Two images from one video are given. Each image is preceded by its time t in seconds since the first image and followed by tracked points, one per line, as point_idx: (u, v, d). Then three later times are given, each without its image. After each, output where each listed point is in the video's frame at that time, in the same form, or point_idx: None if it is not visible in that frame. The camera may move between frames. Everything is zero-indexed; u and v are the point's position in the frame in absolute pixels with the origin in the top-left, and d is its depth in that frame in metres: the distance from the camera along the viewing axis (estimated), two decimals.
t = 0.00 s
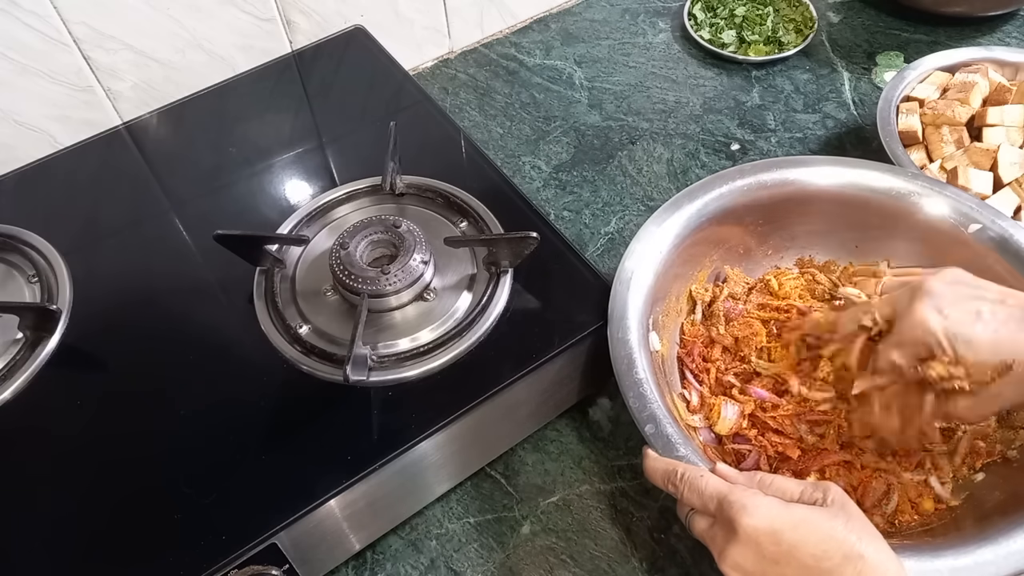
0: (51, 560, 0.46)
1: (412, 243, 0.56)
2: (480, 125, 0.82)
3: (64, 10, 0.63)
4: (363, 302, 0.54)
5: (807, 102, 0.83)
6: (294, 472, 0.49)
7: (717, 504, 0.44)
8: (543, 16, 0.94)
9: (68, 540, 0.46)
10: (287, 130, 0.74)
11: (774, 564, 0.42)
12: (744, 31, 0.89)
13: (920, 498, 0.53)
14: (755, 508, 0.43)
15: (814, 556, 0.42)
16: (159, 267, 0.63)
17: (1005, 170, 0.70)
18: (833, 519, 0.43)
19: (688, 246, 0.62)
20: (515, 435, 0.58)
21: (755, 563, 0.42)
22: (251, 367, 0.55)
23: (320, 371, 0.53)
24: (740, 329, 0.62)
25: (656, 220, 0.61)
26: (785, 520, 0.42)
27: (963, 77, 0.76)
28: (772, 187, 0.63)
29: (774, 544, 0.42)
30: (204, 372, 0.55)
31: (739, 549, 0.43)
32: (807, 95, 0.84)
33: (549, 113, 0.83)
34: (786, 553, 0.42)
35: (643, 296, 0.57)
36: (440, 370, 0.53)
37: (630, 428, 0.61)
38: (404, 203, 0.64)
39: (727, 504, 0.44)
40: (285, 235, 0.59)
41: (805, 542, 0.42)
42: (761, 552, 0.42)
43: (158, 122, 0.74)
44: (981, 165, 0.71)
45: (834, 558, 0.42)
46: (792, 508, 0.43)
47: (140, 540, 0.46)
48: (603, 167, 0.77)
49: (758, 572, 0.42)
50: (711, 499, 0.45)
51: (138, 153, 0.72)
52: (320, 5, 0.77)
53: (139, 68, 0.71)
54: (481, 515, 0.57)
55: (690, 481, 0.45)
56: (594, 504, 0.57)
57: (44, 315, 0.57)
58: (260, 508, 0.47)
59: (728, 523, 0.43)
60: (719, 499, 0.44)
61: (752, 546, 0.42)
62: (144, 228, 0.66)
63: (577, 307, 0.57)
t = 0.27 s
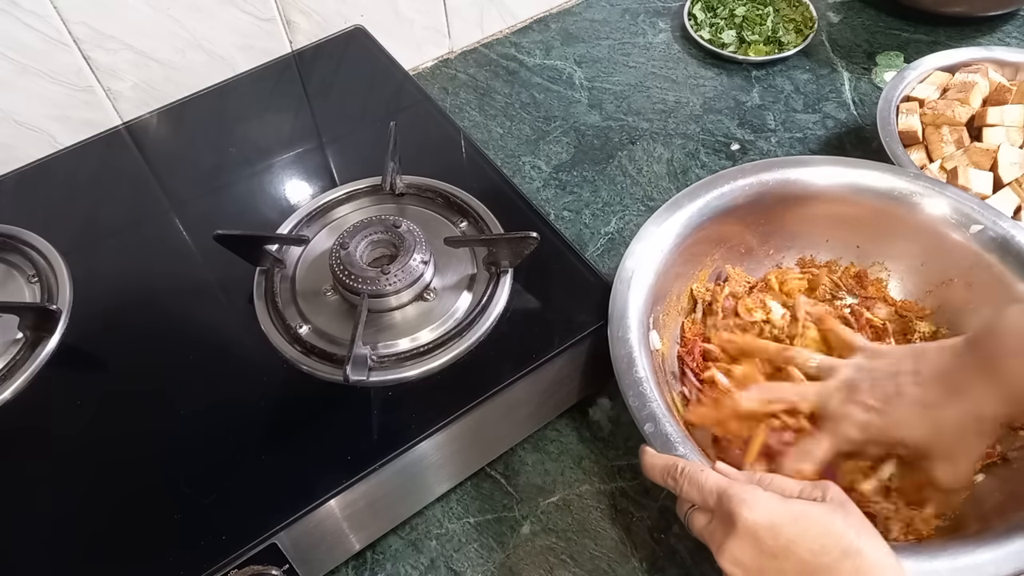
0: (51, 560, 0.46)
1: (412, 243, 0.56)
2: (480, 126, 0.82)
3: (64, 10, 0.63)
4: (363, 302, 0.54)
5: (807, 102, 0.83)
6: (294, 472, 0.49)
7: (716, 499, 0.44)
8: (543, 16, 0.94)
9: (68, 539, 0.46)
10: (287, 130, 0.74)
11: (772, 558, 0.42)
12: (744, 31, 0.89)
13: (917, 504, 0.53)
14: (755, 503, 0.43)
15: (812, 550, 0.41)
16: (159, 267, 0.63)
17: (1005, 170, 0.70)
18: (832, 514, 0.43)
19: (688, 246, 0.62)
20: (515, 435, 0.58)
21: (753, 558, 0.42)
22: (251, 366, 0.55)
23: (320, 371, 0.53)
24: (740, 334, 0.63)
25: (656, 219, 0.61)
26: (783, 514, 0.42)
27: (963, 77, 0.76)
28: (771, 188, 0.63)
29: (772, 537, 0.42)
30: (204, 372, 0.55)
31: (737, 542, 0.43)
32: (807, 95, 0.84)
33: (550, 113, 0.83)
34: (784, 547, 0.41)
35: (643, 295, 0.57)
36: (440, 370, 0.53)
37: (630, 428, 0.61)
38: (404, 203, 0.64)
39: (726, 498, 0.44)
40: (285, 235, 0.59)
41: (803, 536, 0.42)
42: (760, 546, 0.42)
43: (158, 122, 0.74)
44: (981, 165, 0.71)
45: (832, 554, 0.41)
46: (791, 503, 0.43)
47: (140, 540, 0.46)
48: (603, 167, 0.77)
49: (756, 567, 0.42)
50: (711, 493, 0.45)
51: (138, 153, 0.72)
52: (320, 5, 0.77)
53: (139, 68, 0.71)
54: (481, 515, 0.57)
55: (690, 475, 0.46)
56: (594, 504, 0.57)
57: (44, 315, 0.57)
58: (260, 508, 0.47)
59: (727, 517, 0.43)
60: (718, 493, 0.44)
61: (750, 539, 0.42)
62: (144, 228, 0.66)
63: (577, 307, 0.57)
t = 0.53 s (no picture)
0: (51, 560, 0.46)
1: (411, 243, 0.56)
2: (479, 126, 0.82)
3: (64, 10, 0.63)
4: (363, 302, 0.54)
5: (807, 102, 0.83)
6: (294, 472, 0.49)
7: (718, 509, 0.44)
8: (543, 16, 0.94)
9: (68, 540, 0.46)
10: (287, 130, 0.74)
11: (777, 569, 0.42)
12: (744, 31, 0.89)
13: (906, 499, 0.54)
14: (757, 513, 0.43)
15: (816, 559, 0.42)
16: (159, 267, 0.63)
17: (1005, 170, 0.70)
18: (833, 521, 0.43)
19: (682, 247, 0.62)
20: (515, 435, 0.58)
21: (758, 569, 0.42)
22: (251, 367, 0.55)
23: (320, 371, 0.53)
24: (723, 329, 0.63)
25: (649, 221, 0.61)
26: (786, 525, 0.42)
27: (963, 77, 0.76)
28: (764, 188, 0.63)
29: (776, 549, 0.42)
30: (204, 372, 0.55)
31: (741, 555, 0.42)
32: (807, 95, 0.84)
33: (549, 113, 0.83)
34: (788, 559, 0.42)
35: (639, 299, 0.57)
36: (440, 370, 0.53)
37: (630, 428, 0.61)
38: (404, 203, 0.64)
39: (728, 510, 0.44)
40: (285, 235, 0.59)
41: (807, 546, 0.42)
42: (764, 557, 0.42)
43: (158, 122, 0.74)
44: (981, 165, 0.71)
45: (836, 561, 0.42)
46: (792, 512, 0.43)
47: (140, 540, 0.46)
48: (602, 167, 0.77)
49: None
50: (713, 504, 0.45)
51: (138, 153, 0.72)
52: (320, 5, 0.77)
53: (139, 68, 0.71)
54: (481, 515, 0.57)
55: (692, 486, 0.46)
56: (594, 504, 0.57)
57: (44, 315, 0.57)
58: (260, 508, 0.47)
59: (730, 528, 0.44)
60: (720, 504, 0.44)
61: (755, 552, 0.42)
62: (144, 228, 0.66)
63: (577, 307, 0.57)
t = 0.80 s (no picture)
0: (51, 560, 0.46)
1: (411, 243, 0.56)
2: (479, 125, 0.82)
3: (64, 10, 0.63)
4: (362, 302, 0.54)
5: (807, 102, 0.83)
6: (294, 472, 0.49)
7: (712, 511, 0.44)
8: (543, 16, 0.94)
9: (68, 540, 0.46)
10: (287, 130, 0.74)
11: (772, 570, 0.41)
12: (744, 31, 0.89)
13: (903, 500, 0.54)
14: (751, 515, 0.43)
15: (812, 560, 0.41)
16: (159, 267, 0.63)
17: (1005, 170, 0.70)
18: (828, 521, 0.43)
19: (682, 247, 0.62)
20: (515, 435, 0.58)
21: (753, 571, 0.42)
22: (251, 367, 0.55)
23: (320, 371, 0.53)
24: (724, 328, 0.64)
25: (650, 221, 0.61)
26: (780, 525, 0.42)
27: (963, 77, 0.76)
28: (766, 188, 0.63)
29: (771, 549, 0.42)
30: (204, 372, 0.55)
31: (735, 557, 0.42)
32: (807, 95, 0.84)
33: (549, 113, 0.83)
34: (784, 559, 0.41)
35: (639, 299, 0.57)
36: (440, 370, 0.53)
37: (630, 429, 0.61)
38: (404, 203, 0.64)
39: (722, 511, 0.44)
40: (285, 235, 0.59)
41: (801, 546, 0.41)
42: (759, 558, 0.42)
43: (158, 122, 0.74)
44: (981, 165, 0.71)
45: (831, 561, 0.41)
46: (786, 513, 0.43)
47: (139, 540, 0.46)
48: (602, 167, 0.77)
49: None
50: (708, 506, 0.45)
51: (138, 153, 0.72)
52: (320, 5, 0.77)
53: (139, 68, 0.71)
54: (481, 515, 0.57)
55: (686, 488, 0.46)
56: (594, 504, 0.57)
57: (44, 315, 0.57)
58: (260, 508, 0.47)
59: (724, 529, 0.43)
60: (714, 505, 0.44)
61: (749, 553, 0.42)
62: (144, 227, 0.66)
63: (577, 307, 0.57)
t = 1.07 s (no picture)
0: (51, 560, 0.46)
1: (412, 243, 0.56)
2: (480, 125, 0.82)
3: (64, 10, 0.63)
4: (363, 302, 0.54)
5: (807, 102, 0.83)
6: (294, 472, 0.49)
7: (713, 503, 0.44)
8: (543, 16, 0.94)
9: (67, 540, 0.46)
10: (287, 130, 0.74)
11: (770, 562, 0.42)
12: (744, 31, 0.89)
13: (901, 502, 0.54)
14: (752, 507, 0.43)
15: (811, 553, 0.41)
16: (159, 267, 0.63)
17: (1004, 170, 0.70)
18: (829, 516, 0.43)
19: (688, 246, 0.62)
20: (515, 435, 0.58)
21: (752, 562, 0.42)
22: (251, 367, 0.55)
23: (319, 371, 0.53)
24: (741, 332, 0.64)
25: (657, 220, 0.61)
26: (780, 518, 0.42)
27: (963, 77, 0.76)
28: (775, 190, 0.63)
29: (771, 542, 0.42)
30: (204, 372, 0.55)
31: (734, 548, 0.42)
32: (807, 95, 0.84)
33: (550, 112, 0.83)
34: (783, 552, 0.41)
35: (643, 295, 0.57)
36: (440, 370, 0.53)
37: (630, 429, 0.61)
38: (404, 203, 0.64)
39: (723, 503, 0.44)
40: (285, 235, 0.59)
41: (802, 539, 0.41)
42: (759, 550, 0.42)
43: (158, 122, 0.74)
44: (981, 165, 0.71)
45: (831, 556, 0.41)
46: (786, 506, 0.43)
47: (139, 540, 0.46)
48: (603, 167, 0.77)
49: (754, 571, 0.42)
50: (708, 498, 0.45)
51: (138, 153, 0.72)
52: (320, 5, 0.77)
53: (139, 68, 0.71)
54: (481, 515, 0.57)
55: (687, 480, 0.46)
56: (594, 504, 0.57)
57: (44, 315, 0.57)
58: (260, 508, 0.47)
59: (724, 521, 0.43)
60: (715, 498, 0.44)
61: (749, 545, 0.42)
62: (144, 228, 0.66)
63: (577, 307, 0.57)
